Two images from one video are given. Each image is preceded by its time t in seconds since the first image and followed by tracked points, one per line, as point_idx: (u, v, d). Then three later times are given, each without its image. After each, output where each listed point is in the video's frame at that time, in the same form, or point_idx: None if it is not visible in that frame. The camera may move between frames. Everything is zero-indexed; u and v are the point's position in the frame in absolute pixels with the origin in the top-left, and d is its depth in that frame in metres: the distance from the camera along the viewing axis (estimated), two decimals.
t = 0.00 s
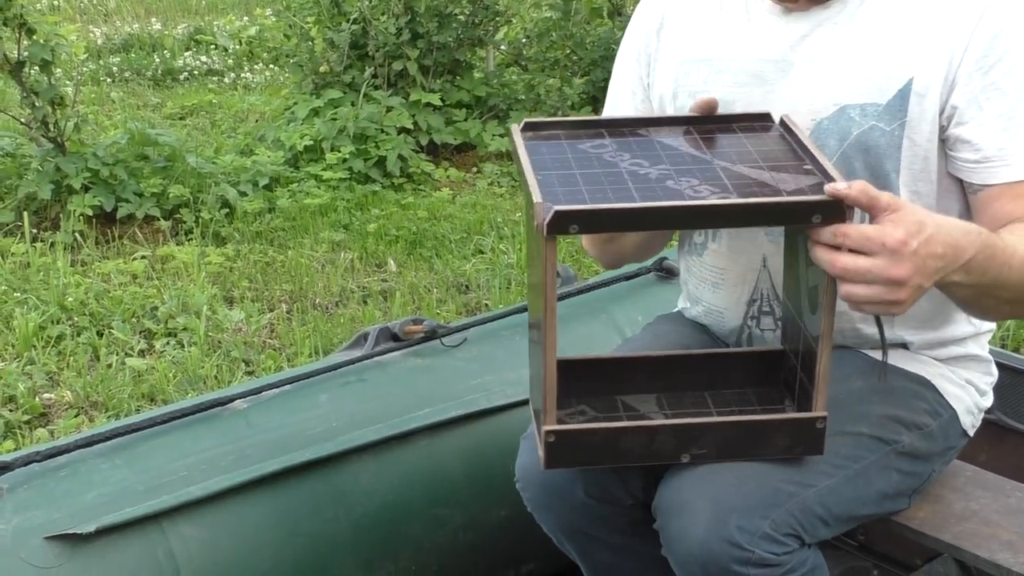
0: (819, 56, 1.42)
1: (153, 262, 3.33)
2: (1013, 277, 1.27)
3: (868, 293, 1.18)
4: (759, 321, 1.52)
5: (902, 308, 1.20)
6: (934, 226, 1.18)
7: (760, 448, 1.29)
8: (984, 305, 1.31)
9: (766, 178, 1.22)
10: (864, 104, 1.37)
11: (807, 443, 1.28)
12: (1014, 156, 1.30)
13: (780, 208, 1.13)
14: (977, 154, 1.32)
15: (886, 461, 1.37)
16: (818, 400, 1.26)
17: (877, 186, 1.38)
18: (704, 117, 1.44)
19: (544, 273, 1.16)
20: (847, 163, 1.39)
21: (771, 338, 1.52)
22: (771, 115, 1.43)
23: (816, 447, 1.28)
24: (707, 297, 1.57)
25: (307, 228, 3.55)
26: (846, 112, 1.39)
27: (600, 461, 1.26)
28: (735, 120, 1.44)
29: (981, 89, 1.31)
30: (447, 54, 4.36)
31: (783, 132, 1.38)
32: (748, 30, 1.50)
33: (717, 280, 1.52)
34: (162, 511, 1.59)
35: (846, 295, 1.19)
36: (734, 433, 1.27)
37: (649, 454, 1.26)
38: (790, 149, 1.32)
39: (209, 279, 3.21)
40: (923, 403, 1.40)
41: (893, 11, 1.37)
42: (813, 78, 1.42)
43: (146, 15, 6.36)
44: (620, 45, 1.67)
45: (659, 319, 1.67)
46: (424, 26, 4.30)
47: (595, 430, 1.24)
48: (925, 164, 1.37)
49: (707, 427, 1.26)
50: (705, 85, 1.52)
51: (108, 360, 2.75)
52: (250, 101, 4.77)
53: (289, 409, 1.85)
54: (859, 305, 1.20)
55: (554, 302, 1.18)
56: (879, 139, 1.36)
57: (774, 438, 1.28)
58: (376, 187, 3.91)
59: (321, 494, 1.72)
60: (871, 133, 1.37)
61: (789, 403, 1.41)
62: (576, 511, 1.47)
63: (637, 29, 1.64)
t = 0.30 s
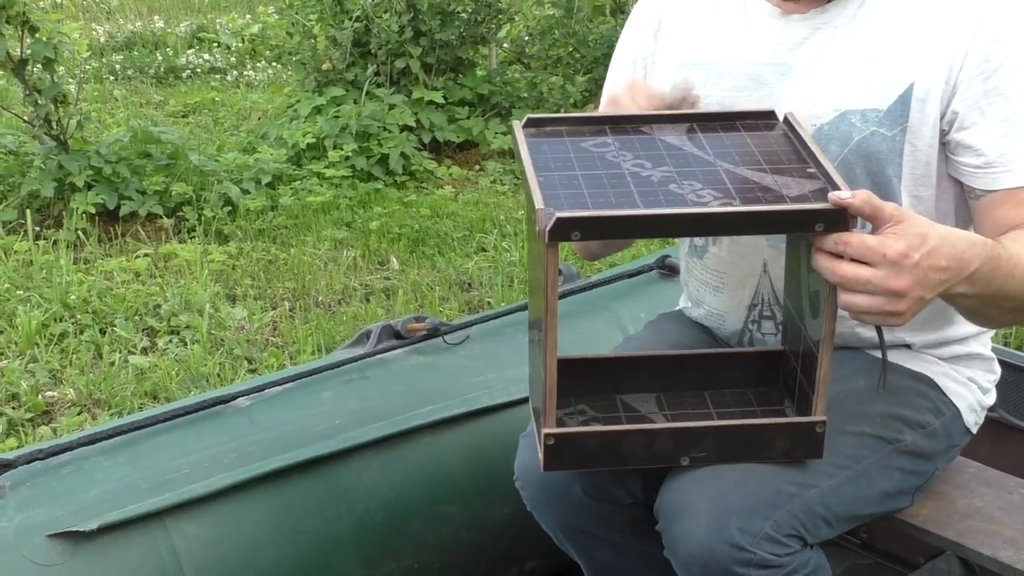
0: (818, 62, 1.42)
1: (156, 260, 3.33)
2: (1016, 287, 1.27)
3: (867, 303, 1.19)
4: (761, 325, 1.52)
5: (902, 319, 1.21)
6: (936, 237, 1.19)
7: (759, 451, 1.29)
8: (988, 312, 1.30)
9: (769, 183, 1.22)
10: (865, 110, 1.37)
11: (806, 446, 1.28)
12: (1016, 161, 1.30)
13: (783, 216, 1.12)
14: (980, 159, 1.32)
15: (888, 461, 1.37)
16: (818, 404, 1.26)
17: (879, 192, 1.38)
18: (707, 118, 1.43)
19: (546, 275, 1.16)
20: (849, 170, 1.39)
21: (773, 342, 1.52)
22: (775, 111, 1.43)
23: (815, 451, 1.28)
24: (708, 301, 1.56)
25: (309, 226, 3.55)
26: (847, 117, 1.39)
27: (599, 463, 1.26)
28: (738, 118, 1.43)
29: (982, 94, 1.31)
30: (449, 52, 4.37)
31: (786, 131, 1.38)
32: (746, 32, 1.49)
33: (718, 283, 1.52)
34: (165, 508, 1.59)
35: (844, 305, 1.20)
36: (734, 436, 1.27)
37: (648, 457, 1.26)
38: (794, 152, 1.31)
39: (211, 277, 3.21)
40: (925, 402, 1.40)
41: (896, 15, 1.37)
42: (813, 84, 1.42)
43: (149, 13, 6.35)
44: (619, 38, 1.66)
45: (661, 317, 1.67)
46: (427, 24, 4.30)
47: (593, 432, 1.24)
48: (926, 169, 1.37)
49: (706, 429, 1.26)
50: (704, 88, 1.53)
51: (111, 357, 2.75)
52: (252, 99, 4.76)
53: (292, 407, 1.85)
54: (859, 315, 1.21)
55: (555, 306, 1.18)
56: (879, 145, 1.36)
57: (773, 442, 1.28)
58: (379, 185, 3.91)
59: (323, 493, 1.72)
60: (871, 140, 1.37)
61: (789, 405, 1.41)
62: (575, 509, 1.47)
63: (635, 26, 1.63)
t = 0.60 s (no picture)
0: (817, 63, 1.42)
1: (158, 260, 3.33)
2: (1017, 289, 1.27)
3: (870, 304, 1.18)
4: (761, 325, 1.51)
5: (904, 319, 1.21)
6: (938, 238, 1.19)
7: (760, 451, 1.28)
8: (988, 315, 1.30)
9: (770, 182, 1.22)
10: (863, 112, 1.37)
11: (807, 447, 1.28)
12: (1017, 166, 1.30)
13: (784, 213, 1.12)
14: (981, 163, 1.31)
15: (889, 461, 1.37)
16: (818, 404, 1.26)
17: (877, 194, 1.38)
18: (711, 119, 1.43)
19: (548, 272, 1.16)
20: (849, 172, 1.39)
21: (773, 342, 1.51)
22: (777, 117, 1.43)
23: (816, 451, 1.28)
24: (709, 300, 1.56)
25: (311, 225, 3.54)
26: (846, 119, 1.39)
27: (599, 461, 1.26)
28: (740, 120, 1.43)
29: (982, 97, 1.30)
30: (451, 52, 4.37)
31: (790, 135, 1.38)
32: (748, 33, 1.49)
33: (718, 283, 1.52)
34: (167, 508, 1.59)
35: (846, 305, 1.20)
36: (734, 435, 1.27)
37: (648, 455, 1.26)
38: (794, 153, 1.31)
39: (213, 276, 3.21)
40: (926, 402, 1.40)
41: (895, 18, 1.37)
42: (813, 85, 1.43)
43: (151, 12, 6.35)
44: (618, 39, 1.65)
45: (663, 317, 1.67)
46: (428, 24, 4.30)
47: (593, 430, 1.24)
48: (924, 171, 1.36)
49: (707, 428, 1.26)
50: (704, 89, 1.53)
51: (113, 357, 2.75)
52: (254, 98, 4.76)
53: (294, 406, 1.85)
54: (861, 315, 1.21)
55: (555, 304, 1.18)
56: (878, 147, 1.36)
57: (773, 442, 1.28)
58: (380, 185, 3.91)
59: (324, 492, 1.72)
60: (870, 142, 1.37)
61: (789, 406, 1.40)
62: (576, 509, 1.47)
63: (633, 26, 1.62)
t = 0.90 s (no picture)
0: (821, 63, 1.42)
1: (159, 260, 3.33)
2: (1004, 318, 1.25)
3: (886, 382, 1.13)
4: (764, 326, 1.52)
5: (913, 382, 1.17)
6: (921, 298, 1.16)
7: (764, 450, 1.28)
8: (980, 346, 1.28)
9: (773, 181, 1.21)
10: (867, 112, 1.37)
11: (812, 445, 1.28)
12: None
13: (784, 212, 1.12)
14: (990, 167, 1.31)
15: (893, 460, 1.37)
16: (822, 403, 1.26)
17: (879, 195, 1.38)
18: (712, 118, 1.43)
19: (548, 272, 1.16)
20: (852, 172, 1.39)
21: (776, 343, 1.51)
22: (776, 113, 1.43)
23: (821, 449, 1.28)
24: (711, 300, 1.56)
25: (312, 225, 3.54)
26: (849, 119, 1.39)
27: (605, 463, 1.26)
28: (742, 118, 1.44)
29: (988, 100, 1.31)
30: (452, 52, 4.36)
31: (789, 131, 1.38)
32: (751, 33, 1.49)
33: (721, 284, 1.52)
34: (168, 508, 1.59)
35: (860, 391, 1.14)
36: (739, 435, 1.27)
37: (654, 456, 1.26)
38: (797, 150, 1.31)
39: (214, 276, 3.21)
40: (930, 402, 1.40)
41: (899, 19, 1.36)
42: (816, 85, 1.42)
43: (152, 12, 6.35)
44: (620, 43, 1.65)
45: (665, 318, 1.67)
46: (429, 24, 4.30)
47: (598, 431, 1.24)
48: (927, 172, 1.36)
49: (711, 428, 1.26)
50: (707, 90, 1.53)
51: (114, 357, 2.75)
52: (255, 99, 4.76)
53: (295, 406, 1.85)
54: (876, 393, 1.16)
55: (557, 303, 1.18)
56: (882, 147, 1.36)
57: (778, 441, 1.27)
58: (382, 184, 3.91)
59: (325, 492, 1.72)
60: (873, 142, 1.36)
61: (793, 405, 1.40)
62: (579, 510, 1.47)
63: (633, 31, 1.62)
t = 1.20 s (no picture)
0: (824, 65, 1.42)
1: (159, 260, 3.33)
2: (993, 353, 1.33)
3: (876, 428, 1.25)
4: (764, 327, 1.52)
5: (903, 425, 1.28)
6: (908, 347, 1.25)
7: (764, 451, 1.28)
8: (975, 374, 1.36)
9: (772, 183, 1.21)
10: (870, 116, 1.37)
11: (811, 446, 1.28)
12: None
13: (781, 216, 1.13)
14: (996, 174, 1.33)
15: (892, 460, 1.37)
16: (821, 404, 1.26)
17: (880, 199, 1.38)
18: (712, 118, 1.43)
19: (547, 274, 1.16)
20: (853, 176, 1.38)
21: (776, 343, 1.51)
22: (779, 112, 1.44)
23: (820, 450, 1.28)
24: (711, 300, 1.56)
25: (312, 225, 3.54)
26: (853, 123, 1.38)
27: (605, 464, 1.26)
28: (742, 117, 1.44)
29: (994, 106, 1.33)
30: (452, 52, 4.36)
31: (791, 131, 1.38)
32: (751, 34, 1.48)
33: (721, 285, 1.52)
34: (168, 508, 1.59)
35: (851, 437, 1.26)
36: (738, 436, 1.27)
37: (653, 457, 1.26)
38: (796, 151, 1.31)
39: (214, 277, 3.21)
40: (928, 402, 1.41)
41: (903, 22, 1.36)
42: (818, 87, 1.42)
43: (152, 12, 6.34)
44: (619, 44, 1.64)
45: (665, 318, 1.67)
46: (429, 24, 4.29)
47: (598, 432, 1.24)
48: (930, 177, 1.36)
49: (711, 428, 1.26)
50: (709, 91, 1.52)
51: (114, 357, 2.75)
52: (255, 99, 4.75)
53: (295, 407, 1.85)
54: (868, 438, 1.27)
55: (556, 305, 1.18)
56: (885, 151, 1.36)
57: (777, 441, 1.27)
58: (382, 185, 3.91)
59: (326, 492, 1.72)
60: (876, 146, 1.36)
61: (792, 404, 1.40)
62: (578, 510, 1.47)
63: (633, 32, 1.62)
